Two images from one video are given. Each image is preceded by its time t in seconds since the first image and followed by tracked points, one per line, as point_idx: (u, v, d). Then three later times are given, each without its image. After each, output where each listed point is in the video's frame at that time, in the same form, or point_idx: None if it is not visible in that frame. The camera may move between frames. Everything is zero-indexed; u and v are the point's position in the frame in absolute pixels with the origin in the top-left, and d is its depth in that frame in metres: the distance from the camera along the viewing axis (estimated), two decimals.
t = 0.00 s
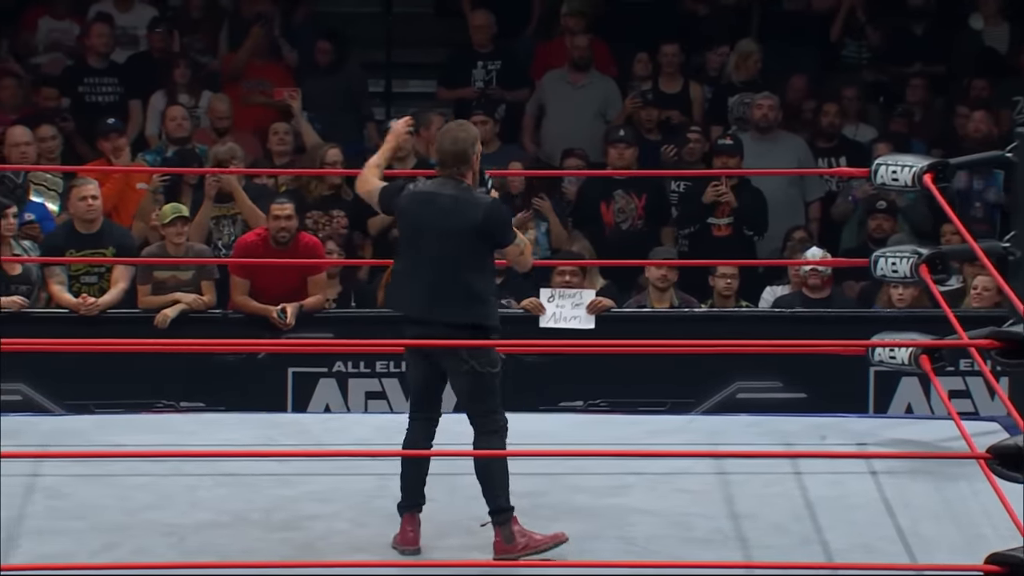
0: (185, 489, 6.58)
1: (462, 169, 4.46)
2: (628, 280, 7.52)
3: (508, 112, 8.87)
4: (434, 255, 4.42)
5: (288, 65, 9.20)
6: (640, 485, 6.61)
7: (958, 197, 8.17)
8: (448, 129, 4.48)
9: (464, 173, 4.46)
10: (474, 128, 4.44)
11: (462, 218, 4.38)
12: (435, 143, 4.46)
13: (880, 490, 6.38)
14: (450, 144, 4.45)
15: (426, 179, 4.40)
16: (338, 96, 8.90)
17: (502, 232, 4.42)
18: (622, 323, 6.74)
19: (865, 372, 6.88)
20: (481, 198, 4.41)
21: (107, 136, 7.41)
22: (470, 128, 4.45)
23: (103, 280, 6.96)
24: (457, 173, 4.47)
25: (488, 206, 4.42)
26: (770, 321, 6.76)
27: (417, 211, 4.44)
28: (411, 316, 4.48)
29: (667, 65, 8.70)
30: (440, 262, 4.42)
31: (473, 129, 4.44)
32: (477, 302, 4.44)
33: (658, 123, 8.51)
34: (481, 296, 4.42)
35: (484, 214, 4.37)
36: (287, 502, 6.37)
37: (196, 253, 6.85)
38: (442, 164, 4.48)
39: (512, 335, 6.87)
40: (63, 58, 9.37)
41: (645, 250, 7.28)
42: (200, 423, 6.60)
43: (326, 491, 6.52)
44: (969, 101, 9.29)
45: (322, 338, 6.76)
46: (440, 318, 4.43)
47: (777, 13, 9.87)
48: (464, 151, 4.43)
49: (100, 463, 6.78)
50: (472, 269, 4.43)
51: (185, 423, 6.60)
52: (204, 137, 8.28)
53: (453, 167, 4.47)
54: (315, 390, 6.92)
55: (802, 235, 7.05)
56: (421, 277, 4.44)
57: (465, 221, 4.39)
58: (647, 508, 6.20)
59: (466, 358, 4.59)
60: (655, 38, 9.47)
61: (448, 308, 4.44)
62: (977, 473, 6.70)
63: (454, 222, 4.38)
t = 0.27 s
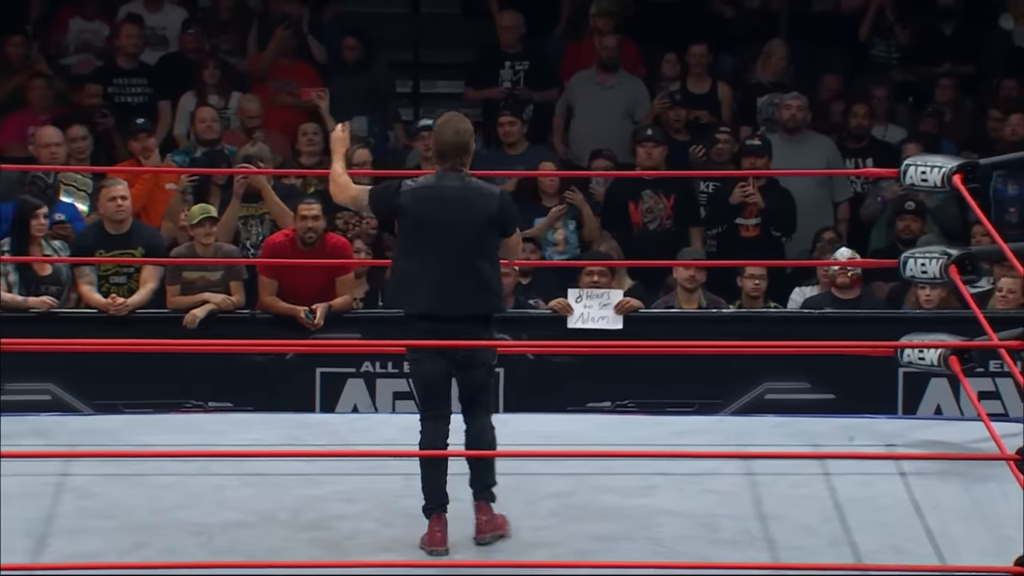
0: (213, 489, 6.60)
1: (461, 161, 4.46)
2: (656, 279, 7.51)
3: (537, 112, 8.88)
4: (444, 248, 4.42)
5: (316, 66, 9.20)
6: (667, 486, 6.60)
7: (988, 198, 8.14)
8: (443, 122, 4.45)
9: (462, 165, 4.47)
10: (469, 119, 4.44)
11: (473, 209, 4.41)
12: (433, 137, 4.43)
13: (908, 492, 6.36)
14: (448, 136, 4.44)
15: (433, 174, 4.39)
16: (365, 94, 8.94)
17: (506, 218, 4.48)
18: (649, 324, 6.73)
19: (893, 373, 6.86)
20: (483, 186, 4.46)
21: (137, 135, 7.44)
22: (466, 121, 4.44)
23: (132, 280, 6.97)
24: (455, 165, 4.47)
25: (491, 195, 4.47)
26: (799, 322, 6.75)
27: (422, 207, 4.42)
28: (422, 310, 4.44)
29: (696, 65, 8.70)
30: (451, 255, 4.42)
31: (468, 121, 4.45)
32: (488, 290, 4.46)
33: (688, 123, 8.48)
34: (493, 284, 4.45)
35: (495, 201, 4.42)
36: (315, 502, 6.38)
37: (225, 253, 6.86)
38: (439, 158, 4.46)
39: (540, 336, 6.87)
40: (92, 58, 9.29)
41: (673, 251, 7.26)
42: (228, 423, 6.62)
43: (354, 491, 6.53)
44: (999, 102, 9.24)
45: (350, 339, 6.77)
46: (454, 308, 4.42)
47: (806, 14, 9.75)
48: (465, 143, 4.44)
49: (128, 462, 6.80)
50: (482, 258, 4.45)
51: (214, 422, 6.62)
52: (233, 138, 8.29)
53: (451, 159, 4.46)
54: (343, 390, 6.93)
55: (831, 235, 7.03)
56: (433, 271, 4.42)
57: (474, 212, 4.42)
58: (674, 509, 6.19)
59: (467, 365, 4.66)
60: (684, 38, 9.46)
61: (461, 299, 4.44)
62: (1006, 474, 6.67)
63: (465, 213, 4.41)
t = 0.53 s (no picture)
0: (243, 492, 6.60)
1: (470, 163, 4.48)
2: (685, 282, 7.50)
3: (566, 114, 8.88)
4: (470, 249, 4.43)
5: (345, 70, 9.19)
6: (696, 490, 6.58)
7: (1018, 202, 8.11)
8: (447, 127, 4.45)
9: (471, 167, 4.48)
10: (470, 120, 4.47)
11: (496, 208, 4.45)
12: (442, 143, 4.42)
13: (939, 496, 6.33)
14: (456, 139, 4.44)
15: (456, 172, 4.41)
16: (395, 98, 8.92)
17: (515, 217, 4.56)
18: (679, 327, 6.72)
19: (924, 377, 6.84)
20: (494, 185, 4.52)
21: (168, 138, 7.45)
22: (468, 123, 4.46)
23: (163, 283, 6.96)
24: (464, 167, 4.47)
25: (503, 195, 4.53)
26: (829, 326, 6.74)
27: (447, 208, 4.42)
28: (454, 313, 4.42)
29: (726, 69, 8.69)
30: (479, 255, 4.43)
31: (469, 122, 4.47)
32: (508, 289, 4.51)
33: (717, 127, 8.43)
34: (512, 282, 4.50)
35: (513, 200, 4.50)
36: (343, 506, 6.38)
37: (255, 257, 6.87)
38: (447, 162, 4.46)
39: (570, 340, 6.86)
40: (122, 63, 9.36)
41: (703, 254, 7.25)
42: (258, 426, 6.63)
43: (383, 494, 6.53)
44: None
45: (379, 342, 6.77)
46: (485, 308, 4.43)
47: (836, 18, 9.91)
48: (473, 145, 4.46)
49: (158, 465, 6.80)
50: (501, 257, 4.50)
51: (244, 426, 6.62)
52: (262, 141, 8.28)
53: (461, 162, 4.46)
54: (373, 393, 6.93)
55: (863, 239, 7.01)
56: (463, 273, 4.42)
57: (494, 211, 4.47)
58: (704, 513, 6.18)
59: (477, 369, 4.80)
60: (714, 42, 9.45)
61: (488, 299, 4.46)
62: None
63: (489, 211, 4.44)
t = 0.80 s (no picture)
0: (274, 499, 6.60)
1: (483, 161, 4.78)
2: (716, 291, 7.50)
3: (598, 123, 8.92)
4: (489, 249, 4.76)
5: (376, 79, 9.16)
6: (728, 498, 6.55)
7: None
8: (456, 130, 4.74)
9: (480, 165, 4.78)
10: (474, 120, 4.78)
11: (513, 207, 4.81)
12: (454, 143, 4.71)
13: (973, 505, 6.29)
14: (465, 139, 4.74)
15: (478, 174, 4.69)
16: (426, 106, 8.91)
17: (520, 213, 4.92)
18: (711, 336, 6.72)
19: (957, 386, 6.82)
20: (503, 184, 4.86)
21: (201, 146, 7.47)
22: (473, 124, 4.77)
23: (195, 291, 6.96)
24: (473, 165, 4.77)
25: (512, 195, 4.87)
26: (861, 334, 6.73)
27: (473, 208, 4.73)
28: (480, 308, 4.76)
29: (757, 77, 8.58)
30: (500, 252, 4.79)
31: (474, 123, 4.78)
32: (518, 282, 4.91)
33: (749, 135, 8.42)
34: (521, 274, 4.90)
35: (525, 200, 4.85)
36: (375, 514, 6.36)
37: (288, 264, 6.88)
38: (459, 162, 4.74)
39: (602, 348, 6.86)
40: (155, 69, 9.28)
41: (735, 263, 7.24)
42: (290, 434, 6.64)
43: (415, 502, 6.53)
44: None
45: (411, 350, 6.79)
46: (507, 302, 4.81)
47: (869, 27, 9.79)
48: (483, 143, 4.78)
49: (190, 473, 6.81)
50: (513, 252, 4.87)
51: (277, 433, 6.63)
52: (295, 149, 8.28)
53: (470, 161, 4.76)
54: (405, 401, 6.93)
55: (896, 247, 6.99)
56: (488, 271, 4.76)
57: (508, 210, 4.83)
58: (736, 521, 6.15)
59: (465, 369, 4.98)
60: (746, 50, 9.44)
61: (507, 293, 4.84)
62: None
63: (508, 211, 4.79)
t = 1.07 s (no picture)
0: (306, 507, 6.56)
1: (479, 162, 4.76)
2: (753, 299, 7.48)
3: (631, 132, 8.94)
4: (499, 250, 4.76)
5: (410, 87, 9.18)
6: (762, 506, 6.46)
7: None
8: (449, 134, 4.74)
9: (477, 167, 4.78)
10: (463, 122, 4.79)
11: (518, 203, 4.81)
12: (450, 145, 4.71)
13: (1010, 514, 6.21)
14: (459, 140, 4.74)
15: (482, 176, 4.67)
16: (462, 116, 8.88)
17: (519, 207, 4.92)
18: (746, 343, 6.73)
19: (992, 395, 6.77)
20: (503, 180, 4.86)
21: (235, 153, 7.49)
22: (464, 127, 4.78)
23: (229, 298, 6.99)
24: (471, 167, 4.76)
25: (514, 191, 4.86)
26: (896, 342, 6.70)
27: (483, 208, 4.71)
28: (498, 306, 4.76)
29: (792, 86, 8.67)
30: (512, 250, 4.79)
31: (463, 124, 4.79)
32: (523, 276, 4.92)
33: (783, 143, 8.43)
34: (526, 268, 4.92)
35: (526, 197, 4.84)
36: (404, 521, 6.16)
37: (322, 272, 6.91)
38: (456, 164, 4.74)
39: (635, 356, 6.85)
40: (189, 78, 9.17)
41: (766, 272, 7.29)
42: (322, 441, 6.62)
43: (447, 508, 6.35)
44: None
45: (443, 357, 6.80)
46: (521, 299, 4.82)
47: (905, 35, 9.90)
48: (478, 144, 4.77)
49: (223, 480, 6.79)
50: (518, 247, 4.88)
51: (310, 440, 6.62)
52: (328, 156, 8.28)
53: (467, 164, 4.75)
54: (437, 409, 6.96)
55: (932, 255, 6.98)
56: (502, 269, 4.76)
57: (513, 207, 4.83)
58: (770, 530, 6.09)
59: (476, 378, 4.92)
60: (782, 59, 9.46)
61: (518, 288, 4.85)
62: None
63: (515, 208, 4.79)
